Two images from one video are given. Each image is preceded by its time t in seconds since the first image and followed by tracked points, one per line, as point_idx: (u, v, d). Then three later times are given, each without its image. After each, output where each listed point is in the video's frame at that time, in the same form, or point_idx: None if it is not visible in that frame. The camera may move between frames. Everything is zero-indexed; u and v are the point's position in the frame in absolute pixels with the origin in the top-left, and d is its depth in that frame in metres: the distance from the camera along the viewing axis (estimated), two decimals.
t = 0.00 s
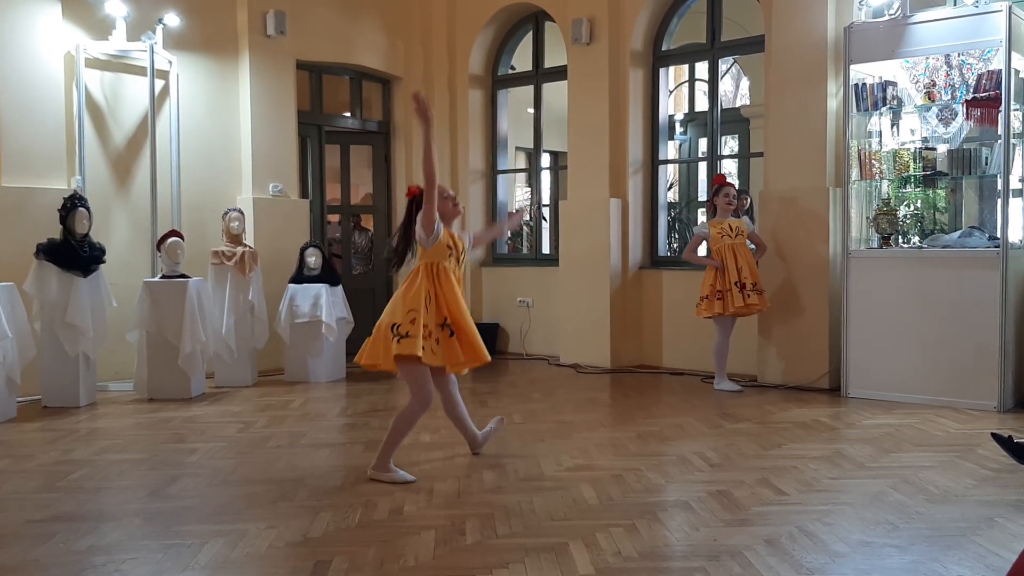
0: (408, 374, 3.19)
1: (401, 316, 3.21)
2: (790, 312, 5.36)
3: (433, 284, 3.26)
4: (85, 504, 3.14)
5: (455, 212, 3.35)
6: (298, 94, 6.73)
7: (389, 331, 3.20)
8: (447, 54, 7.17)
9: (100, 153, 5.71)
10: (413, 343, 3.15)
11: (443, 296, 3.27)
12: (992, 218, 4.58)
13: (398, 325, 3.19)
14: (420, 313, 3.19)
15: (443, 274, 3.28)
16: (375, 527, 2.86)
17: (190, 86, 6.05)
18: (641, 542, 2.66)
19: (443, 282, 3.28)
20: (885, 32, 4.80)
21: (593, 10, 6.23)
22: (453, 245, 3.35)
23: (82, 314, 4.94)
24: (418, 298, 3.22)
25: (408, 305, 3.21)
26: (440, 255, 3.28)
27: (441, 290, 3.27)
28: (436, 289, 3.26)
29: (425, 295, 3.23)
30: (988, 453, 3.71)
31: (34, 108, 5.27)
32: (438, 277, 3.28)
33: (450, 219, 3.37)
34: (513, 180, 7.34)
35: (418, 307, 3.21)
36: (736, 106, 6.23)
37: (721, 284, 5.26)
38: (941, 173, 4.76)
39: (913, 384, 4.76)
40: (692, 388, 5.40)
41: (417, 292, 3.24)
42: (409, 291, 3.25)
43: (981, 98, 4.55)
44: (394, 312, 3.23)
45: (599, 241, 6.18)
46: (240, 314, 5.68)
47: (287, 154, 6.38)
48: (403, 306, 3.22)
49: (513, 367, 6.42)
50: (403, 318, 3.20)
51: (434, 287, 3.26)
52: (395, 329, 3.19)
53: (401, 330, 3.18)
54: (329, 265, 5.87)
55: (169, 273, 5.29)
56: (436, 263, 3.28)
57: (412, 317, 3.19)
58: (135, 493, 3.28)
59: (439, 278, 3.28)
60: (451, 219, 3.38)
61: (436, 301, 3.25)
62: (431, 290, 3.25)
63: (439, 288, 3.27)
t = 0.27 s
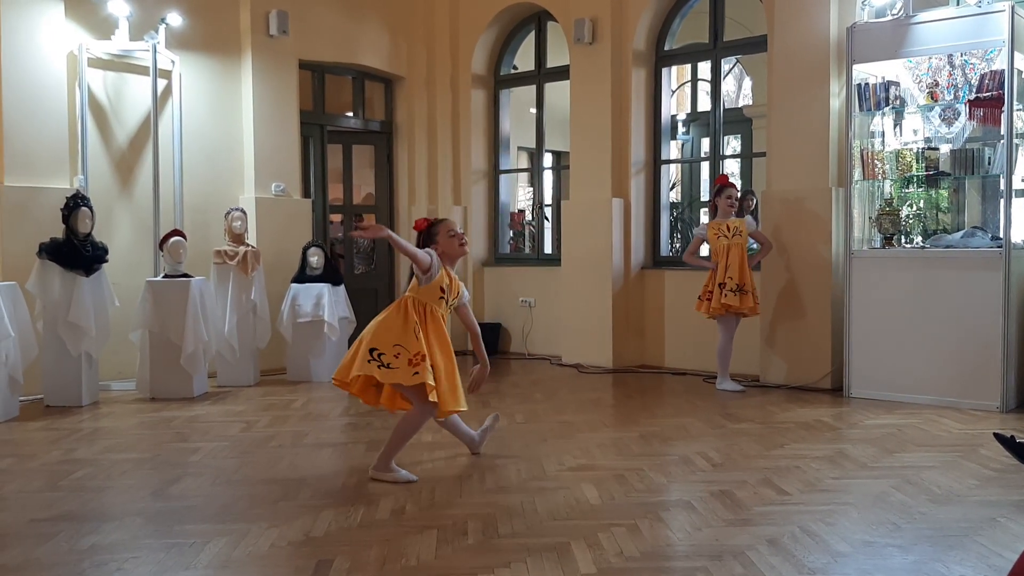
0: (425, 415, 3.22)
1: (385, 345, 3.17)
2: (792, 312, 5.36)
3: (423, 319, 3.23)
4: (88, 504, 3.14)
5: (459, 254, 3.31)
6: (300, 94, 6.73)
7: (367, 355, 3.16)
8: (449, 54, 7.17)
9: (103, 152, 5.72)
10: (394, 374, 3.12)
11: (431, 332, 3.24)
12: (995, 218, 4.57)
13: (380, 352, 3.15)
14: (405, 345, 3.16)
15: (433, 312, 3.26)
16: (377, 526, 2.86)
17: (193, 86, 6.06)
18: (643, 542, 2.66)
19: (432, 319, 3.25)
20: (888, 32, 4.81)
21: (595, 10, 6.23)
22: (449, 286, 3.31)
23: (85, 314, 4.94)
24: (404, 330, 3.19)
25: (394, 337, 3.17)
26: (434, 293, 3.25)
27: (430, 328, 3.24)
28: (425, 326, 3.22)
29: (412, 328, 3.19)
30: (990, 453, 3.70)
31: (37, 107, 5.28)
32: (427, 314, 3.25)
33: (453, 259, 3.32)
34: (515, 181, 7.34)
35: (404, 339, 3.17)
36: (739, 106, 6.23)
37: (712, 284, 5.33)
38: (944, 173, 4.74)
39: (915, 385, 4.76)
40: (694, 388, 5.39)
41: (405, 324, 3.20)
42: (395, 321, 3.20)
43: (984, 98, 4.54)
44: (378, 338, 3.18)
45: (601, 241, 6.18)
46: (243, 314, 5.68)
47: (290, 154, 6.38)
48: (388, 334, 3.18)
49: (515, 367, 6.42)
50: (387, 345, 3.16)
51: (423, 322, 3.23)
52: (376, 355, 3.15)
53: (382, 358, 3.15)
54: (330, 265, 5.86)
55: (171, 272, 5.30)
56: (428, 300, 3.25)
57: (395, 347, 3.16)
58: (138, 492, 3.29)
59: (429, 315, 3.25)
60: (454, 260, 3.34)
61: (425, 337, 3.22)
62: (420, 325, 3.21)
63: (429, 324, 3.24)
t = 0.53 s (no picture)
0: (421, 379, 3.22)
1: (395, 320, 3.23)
2: (794, 311, 5.35)
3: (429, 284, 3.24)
4: (90, 503, 3.14)
5: (452, 199, 3.30)
6: (302, 94, 6.74)
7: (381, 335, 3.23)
8: (452, 53, 7.17)
9: (105, 151, 5.72)
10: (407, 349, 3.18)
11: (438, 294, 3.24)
12: (998, 216, 4.58)
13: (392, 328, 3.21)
14: (414, 316, 3.22)
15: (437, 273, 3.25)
16: (379, 525, 2.86)
17: (196, 86, 6.06)
18: (645, 542, 2.66)
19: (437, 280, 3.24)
20: (891, 32, 4.81)
21: (598, 9, 6.22)
22: (450, 237, 3.30)
23: (87, 313, 4.95)
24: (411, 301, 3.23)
25: (403, 311, 3.22)
26: (434, 253, 3.24)
27: (438, 289, 3.24)
28: (432, 290, 3.23)
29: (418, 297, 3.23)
30: (993, 453, 3.70)
31: (39, 106, 5.27)
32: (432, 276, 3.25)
33: (447, 206, 3.31)
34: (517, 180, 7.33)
35: (412, 310, 3.23)
36: (741, 105, 6.24)
37: (722, 282, 5.26)
38: (946, 172, 4.74)
39: (917, 384, 4.75)
40: (696, 387, 5.39)
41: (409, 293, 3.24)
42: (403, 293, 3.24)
43: (987, 97, 4.54)
44: (389, 313, 3.24)
45: (603, 240, 6.18)
46: (245, 313, 5.68)
47: (292, 152, 6.38)
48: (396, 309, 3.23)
49: (517, 366, 6.42)
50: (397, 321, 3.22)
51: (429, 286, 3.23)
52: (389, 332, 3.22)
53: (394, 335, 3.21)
54: (332, 264, 5.87)
55: (173, 271, 5.30)
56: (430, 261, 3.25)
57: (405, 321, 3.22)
58: (140, 491, 3.29)
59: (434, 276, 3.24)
60: (449, 207, 3.32)
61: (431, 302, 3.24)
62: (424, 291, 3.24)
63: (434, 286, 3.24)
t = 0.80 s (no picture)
0: (430, 394, 3.30)
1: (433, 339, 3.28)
2: (797, 310, 5.35)
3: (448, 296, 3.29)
4: (92, 500, 3.15)
5: (444, 202, 3.30)
6: (305, 92, 6.74)
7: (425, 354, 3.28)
8: (454, 51, 7.17)
9: (107, 150, 5.73)
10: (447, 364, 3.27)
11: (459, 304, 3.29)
12: (1000, 216, 4.58)
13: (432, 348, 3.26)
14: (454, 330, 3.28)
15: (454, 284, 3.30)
16: (382, 523, 2.86)
17: (198, 84, 6.07)
18: (647, 540, 2.66)
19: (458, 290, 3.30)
20: (893, 30, 4.79)
21: (600, 7, 6.22)
22: (456, 244, 3.28)
23: (89, 311, 4.95)
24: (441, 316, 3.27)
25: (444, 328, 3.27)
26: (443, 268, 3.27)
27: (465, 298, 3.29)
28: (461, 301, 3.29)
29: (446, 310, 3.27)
30: (995, 452, 3.70)
31: (42, 104, 5.28)
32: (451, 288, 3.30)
33: (441, 211, 3.30)
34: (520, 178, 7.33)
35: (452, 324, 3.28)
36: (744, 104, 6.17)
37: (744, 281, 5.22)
38: (949, 171, 4.73)
39: (920, 383, 4.75)
40: (698, 386, 5.39)
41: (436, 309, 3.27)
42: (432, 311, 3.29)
43: (989, 96, 4.55)
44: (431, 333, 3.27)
45: (605, 239, 6.18)
46: (247, 311, 5.68)
47: (294, 151, 6.38)
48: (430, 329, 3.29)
49: (519, 364, 6.42)
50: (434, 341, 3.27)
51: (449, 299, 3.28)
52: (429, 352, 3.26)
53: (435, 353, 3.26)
54: (334, 263, 5.89)
55: (175, 270, 5.30)
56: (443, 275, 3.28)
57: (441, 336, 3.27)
58: (143, 489, 3.29)
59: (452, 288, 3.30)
60: (442, 212, 3.32)
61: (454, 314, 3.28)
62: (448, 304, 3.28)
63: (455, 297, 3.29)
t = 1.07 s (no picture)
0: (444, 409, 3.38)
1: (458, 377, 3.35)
2: (799, 310, 5.35)
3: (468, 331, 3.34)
4: (95, 499, 3.15)
5: (456, 244, 3.30)
6: (308, 91, 6.75)
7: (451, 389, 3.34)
8: (457, 50, 7.16)
9: (111, 149, 5.74)
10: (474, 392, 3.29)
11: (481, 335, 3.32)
12: (1004, 215, 4.60)
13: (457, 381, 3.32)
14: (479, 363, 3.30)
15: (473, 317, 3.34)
16: (384, 522, 2.86)
17: (201, 83, 6.08)
18: (649, 540, 2.66)
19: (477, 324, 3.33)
20: (897, 28, 4.77)
21: (603, 6, 6.21)
22: (469, 282, 3.30)
23: (93, 310, 4.96)
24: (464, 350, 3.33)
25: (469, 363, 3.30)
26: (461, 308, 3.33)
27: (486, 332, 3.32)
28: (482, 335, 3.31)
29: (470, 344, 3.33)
30: (998, 451, 3.69)
31: (46, 103, 5.29)
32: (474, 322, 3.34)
33: (455, 251, 3.31)
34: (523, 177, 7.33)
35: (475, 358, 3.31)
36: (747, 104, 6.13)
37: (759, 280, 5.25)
38: (953, 170, 4.72)
39: (923, 382, 4.74)
40: (701, 386, 5.39)
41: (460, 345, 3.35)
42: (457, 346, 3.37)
43: (994, 95, 4.54)
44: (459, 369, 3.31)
45: (607, 238, 6.18)
46: (251, 310, 5.69)
47: (297, 149, 6.39)
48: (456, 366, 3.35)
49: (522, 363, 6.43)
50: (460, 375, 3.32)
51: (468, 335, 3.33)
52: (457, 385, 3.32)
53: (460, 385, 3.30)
54: (337, 261, 5.89)
55: (179, 268, 5.31)
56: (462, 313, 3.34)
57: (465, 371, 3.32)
58: (146, 487, 3.30)
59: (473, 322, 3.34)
60: (456, 251, 3.32)
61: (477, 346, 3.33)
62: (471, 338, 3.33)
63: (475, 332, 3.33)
